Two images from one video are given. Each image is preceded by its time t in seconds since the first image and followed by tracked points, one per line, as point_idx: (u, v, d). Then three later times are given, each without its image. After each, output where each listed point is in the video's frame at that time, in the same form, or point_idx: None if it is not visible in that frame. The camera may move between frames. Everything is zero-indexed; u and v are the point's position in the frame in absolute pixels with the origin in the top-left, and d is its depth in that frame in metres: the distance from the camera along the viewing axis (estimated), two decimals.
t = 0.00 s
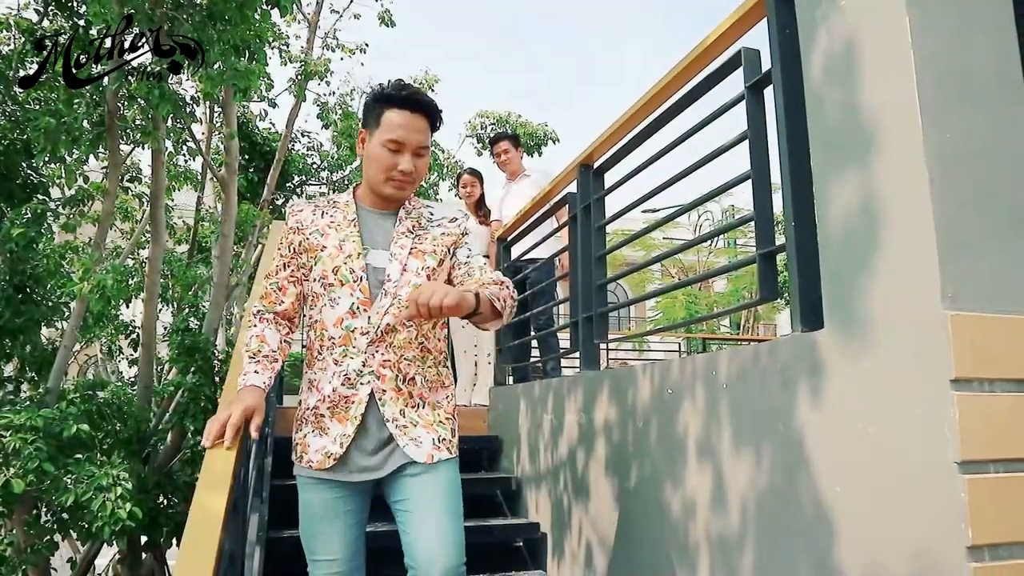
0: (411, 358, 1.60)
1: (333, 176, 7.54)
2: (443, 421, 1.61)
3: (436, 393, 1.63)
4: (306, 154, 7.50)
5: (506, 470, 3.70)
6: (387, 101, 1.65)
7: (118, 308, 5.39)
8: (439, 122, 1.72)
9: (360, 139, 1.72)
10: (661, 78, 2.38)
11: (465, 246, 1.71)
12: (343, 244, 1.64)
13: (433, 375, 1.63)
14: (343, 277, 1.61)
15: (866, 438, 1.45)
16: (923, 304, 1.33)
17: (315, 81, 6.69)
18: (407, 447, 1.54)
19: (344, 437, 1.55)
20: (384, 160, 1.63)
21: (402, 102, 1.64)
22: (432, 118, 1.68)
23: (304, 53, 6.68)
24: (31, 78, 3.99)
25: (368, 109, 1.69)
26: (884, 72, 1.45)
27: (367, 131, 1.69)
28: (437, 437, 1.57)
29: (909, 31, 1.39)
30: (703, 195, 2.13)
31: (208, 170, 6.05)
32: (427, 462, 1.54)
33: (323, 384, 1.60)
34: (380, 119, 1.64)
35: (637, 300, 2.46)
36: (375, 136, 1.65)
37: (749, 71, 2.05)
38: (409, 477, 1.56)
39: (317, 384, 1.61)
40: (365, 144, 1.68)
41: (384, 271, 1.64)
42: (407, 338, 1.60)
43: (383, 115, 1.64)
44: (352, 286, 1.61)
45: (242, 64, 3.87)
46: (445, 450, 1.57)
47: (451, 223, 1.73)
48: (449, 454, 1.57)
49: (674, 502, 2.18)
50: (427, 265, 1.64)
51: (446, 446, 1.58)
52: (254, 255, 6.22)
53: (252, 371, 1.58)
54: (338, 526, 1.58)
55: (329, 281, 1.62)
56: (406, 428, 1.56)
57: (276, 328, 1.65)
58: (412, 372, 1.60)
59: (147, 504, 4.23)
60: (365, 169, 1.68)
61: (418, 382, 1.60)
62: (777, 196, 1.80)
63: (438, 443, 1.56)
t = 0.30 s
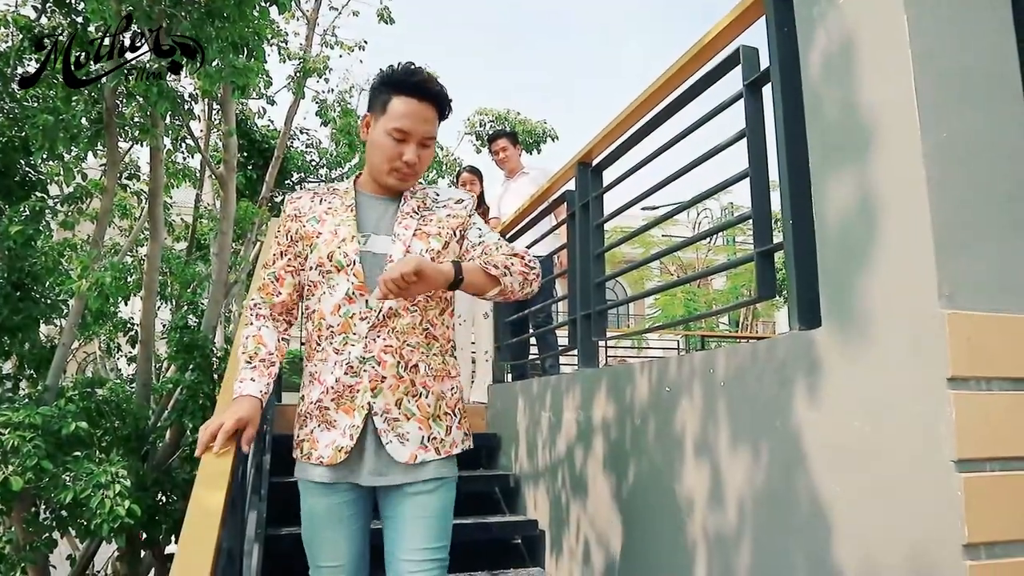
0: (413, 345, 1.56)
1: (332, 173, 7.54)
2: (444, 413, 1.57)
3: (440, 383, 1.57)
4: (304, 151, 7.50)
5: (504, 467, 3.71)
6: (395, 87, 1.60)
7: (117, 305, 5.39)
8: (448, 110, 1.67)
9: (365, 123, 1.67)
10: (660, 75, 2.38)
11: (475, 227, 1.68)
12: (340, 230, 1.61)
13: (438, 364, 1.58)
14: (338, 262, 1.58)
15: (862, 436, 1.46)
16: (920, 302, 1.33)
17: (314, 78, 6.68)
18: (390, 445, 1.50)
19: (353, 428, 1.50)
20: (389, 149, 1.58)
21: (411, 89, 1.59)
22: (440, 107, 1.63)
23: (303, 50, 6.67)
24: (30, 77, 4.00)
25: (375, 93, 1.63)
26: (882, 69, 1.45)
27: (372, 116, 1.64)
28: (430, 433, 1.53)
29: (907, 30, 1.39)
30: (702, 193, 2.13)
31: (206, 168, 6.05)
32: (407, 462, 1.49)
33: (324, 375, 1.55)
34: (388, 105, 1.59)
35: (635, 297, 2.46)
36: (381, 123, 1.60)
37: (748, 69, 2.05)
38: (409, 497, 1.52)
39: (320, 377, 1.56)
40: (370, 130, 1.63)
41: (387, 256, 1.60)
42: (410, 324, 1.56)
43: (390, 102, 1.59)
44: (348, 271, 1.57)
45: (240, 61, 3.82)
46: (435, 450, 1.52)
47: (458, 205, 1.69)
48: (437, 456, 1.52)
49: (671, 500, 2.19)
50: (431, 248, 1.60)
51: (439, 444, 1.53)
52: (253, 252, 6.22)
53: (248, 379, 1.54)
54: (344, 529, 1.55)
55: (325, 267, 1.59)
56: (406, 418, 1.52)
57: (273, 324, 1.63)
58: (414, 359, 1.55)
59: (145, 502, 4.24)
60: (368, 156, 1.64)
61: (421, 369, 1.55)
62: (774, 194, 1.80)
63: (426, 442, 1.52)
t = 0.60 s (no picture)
0: (416, 358, 1.40)
1: (328, 169, 7.52)
2: (448, 431, 1.40)
3: (445, 398, 1.41)
4: (300, 147, 7.48)
5: (498, 466, 3.71)
6: (401, 89, 1.46)
7: (111, 300, 5.37)
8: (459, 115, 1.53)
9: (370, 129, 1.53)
10: (657, 73, 2.37)
11: (481, 234, 1.53)
12: (341, 235, 1.47)
13: (443, 378, 1.42)
14: (337, 269, 1.43)
15: (856, 435, 1.46)
16: (913, 303, 1.34)
17: (311, 75, 6.67)
18: (389, 463, 1.33)
19: (349, 443, 1.34)
20: (394, 155, 1.44)
21: (418, 90, 1.45)
22: (450, 111, 1.49)
23: (300, 47, 6.65)
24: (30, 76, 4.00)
25: (380, 95, 1.50)
26: (878, 70, 1.45)
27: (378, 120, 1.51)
28: (433, 451, 1.36)
29: (903, 30, 1.39)
30: (698, 192, 2.13)
31: (201, 164, 6.04)
32: (407, 482, 1.33)
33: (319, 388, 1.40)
34: (394, 107, 1.45)
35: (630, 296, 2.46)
36: (387, 126, 1.46)
37: (744, 70, 2.06)
38: (409, 527, 1.36)
39: (316, 390, 1.41)
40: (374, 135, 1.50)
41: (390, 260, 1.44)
42: (413, 335, 1.40)
43: (396, 104, 1.45)
44: (347, 277, 1.42)
45: (236, 57, 3.87)
46: (436, 469, 1.36)
47: (464, 210, 1.54)
48: (438, 475, 1.36)
49: (664, 499, 2.19)
50: (436, 254, 1.45)
51: (441, 462, 1.37)
52: (248, 249, 6.21)
53: (234, 391, 1.44)
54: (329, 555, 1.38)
55: (323, 275, 1.44)
56: (405, 437, 1.35)
57: (271, 337, 1.52)
58: (418, 372, 1.39)
59: (139, 498, 4.22)
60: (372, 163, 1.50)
61: (424, 383, 1.39)
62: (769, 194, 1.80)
63: (428, 460, 1.35)
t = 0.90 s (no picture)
0: (428, 408, 1.28)
1: (325, 164, 7.51)
2: (466, 483, 1.28)
3: (461, 449, 1.29)
4: (297, 142, 7.46)
5: (495, 461, 3.71)
6: (412, 124, 1.41)
7: (107, 295, 5.36)
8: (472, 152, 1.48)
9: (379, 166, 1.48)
10: (655, 70, 2.37)
11: (498, 273, 1.40)
12: (346, 278, 1.37)
13: (457, 429, 1.30)
14: (338, 316, 1.32)
15: (851, 432, 1.46)
16: (910, 301, 1.34)
17: (307, 69, 6.65)
18: (404, 521, 1.22)
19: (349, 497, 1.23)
20: (406, 192, 1.38)
21: (429, 125, 1.40)
22: (463, 147, 1.44)
23: (296, 41, 6.63)
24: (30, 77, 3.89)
25: (390, 132, 1.45)
26: (876, 68, 1.45)
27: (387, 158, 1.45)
28: (451, 506, 1.25)
29: (901, 29, 1.39)
30: (695, 188, 2.13)
31: (198, 157, 6.03)
32: (425, 541, 1.22)
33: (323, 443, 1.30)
34: (405, 142, 1.40)
35: (627, 292, 2.46)
36: (397, 163, 1.40)
37: (740, 66, 2.06)
38: None
39: (320, 443, 1.30)
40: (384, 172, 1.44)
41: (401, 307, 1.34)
42: (424, 383, 1.29)
43: (408, 140, 1.40)
44: (348, 324, 1.31)
45: (233, 51, 3.87)
46: (454, 526, 1.25)
47: (480, 248, 1.43)
48: (458, 532, 1.25)
49: (660, 495, 2.20)
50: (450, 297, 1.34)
51: (460, 515, 1.26)
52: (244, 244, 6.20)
53: (227, 413, 1.42)
54: None
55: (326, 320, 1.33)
56: (421, 493, 1.23)
57: (270, 374, 1.49)
58: (430, 423, 1.27)
59: (134, 492, 4.21)
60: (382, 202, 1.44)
61: (438, 435, 1.27)
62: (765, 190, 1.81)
63: (446, 516, 1.24)
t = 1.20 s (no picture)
0: (433, 404, 1.24)
1: (323, 159, 7.51)
2: (466, 481, 1.24)
3: (464, 448, 1.24)
4: (295, 137, 7.45)
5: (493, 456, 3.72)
6: (423, 113, 1.36)
7: (105, 290, 5.35)
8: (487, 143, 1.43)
9: (389, 155, 1.44)
10: (654, 65, 2.36)
11: (508, 267, 1.36)
12: (347, 269, 1.34)
13: (462, 426, 1.25)
14: (338, 307, 1.29)
15: (849, 429, 1.46)
16: (908, 299, 1.34)
17: (305, 64, 6.63)
18: (399, 518, 1.18)
19: (348, 490, 1.20)
20: (415, 184, 1.34)
21: (440, 114, 1.35)
22: (477, 138, 1.39)
23: (294, 36, 6.62)
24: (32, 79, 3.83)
25: (401, 120, 1.40)
26: (875, 65, 1.44)
27: (398, 147, 1.41)
28: (448, 506, 1.20)
29: (899, 25, 1.39)
30: (693, 183, 2.13)
31: (195, 153, 6.02)
32: (420, 539, 1.18)
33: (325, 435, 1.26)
34: (416, 132, 1.36)
35: (625, 287, 2.45)
36: (407, 154, 1.36)
37: (738, 62, 2.05)
38: None
39: (322, 435, 1.26)
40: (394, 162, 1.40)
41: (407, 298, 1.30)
42: (430, 377, 1.24)
43: (419, 130, 1.35)
44: (348, 316, 1.28)
45: (230, 46, 3.96)
46: (451, 525, 1.20)
47: (491, 239, 1.38)
48: (454, 533, 1.20)
49: (658, 491, 2.20)
50: (459, 290, 1.30)
51: (455, 517, 1.21)
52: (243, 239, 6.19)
53: (225, 407, 1.36)
54: None
55: (328, 313, 1.31)
56: (419, 488, 1.19)
57: (274, 364, 1.43)
58: (433, 418, 1.23)
59: (133, 488, 4.21)
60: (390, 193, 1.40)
61: (441, 431, 1.22)
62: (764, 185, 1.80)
63: (443, 516, 1.19)
